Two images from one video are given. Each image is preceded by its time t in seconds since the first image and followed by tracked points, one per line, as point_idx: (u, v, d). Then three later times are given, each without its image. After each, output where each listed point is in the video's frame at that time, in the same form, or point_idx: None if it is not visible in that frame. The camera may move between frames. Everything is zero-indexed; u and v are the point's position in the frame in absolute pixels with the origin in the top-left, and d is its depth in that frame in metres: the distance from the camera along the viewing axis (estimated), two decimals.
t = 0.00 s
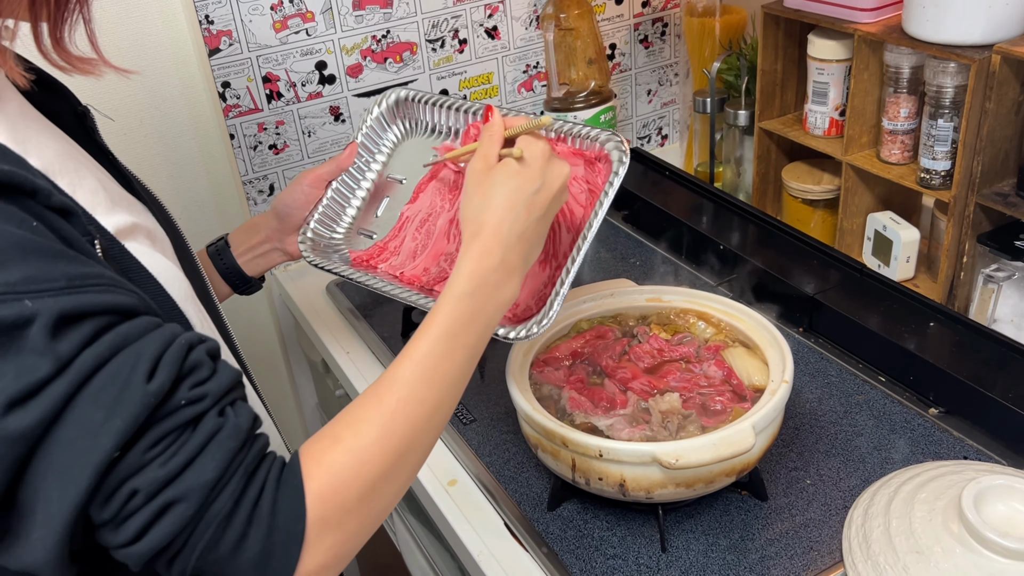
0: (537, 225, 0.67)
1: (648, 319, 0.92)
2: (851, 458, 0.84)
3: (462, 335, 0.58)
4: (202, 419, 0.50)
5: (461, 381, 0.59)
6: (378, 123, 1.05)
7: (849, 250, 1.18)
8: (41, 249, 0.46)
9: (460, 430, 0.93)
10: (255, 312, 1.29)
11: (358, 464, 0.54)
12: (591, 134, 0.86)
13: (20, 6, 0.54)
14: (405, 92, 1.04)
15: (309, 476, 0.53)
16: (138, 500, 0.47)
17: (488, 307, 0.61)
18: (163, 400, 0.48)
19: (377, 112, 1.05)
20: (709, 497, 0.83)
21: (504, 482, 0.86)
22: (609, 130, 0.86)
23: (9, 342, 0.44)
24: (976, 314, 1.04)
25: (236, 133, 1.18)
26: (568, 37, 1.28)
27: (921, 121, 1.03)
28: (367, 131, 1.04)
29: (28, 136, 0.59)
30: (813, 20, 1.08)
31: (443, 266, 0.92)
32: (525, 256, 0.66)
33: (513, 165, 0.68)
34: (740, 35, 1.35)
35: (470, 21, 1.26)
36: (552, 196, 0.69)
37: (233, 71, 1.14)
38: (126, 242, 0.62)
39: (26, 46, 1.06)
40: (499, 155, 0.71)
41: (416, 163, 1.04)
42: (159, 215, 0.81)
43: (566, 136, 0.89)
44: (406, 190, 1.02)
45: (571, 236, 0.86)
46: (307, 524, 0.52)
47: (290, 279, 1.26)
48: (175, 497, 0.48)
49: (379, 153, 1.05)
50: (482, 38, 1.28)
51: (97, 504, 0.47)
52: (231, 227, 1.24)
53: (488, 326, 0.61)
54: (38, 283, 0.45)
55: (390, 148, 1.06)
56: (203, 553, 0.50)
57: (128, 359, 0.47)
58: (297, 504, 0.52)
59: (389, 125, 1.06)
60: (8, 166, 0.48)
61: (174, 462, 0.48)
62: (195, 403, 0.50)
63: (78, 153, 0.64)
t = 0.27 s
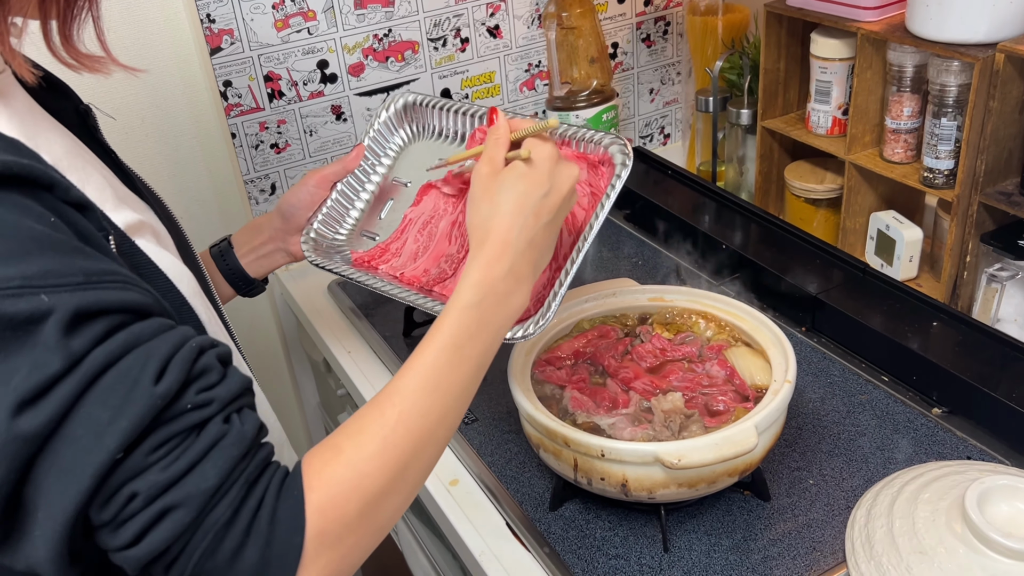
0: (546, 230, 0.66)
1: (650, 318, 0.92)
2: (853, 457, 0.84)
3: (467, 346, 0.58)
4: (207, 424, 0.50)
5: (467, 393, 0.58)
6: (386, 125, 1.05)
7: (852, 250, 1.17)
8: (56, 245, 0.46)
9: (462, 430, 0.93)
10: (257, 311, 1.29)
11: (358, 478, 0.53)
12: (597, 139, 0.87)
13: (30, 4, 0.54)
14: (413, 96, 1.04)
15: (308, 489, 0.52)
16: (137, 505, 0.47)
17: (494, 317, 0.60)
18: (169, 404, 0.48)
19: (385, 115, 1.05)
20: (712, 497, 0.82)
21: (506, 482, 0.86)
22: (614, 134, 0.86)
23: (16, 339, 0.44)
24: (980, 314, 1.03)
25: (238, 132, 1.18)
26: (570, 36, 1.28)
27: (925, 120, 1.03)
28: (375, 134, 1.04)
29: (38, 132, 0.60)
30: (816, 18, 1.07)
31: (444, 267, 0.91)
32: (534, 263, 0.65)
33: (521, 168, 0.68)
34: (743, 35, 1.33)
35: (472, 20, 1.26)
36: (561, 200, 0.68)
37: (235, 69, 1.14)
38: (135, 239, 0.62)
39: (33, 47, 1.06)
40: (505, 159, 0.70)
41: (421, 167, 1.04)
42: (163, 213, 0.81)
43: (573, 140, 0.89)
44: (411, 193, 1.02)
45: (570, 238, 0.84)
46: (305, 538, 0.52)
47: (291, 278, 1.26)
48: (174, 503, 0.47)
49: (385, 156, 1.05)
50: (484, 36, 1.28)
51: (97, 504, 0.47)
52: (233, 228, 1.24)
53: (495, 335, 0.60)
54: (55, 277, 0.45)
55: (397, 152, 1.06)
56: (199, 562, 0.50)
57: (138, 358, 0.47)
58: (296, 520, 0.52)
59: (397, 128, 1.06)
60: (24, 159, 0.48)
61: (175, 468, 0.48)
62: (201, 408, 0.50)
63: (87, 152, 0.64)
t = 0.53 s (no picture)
0: (554, 238, 0.66)
1: (650, 319, 0.92)
2: (854, 458, 0.84)
3: (468, 355, 0.57)
4: (196, 431, 0.50)
5: (467, 403, 0.57)
6: (396, 130, 1.07)
7: (853, 250, 1.17)
8: (49, 249, 0.46)
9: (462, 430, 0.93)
10: (258, 311, 1.29)
11: (351, 486, 0.53)
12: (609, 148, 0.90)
13: (30, 7, 0.54)
14: (424, 103, 1.07)
15: (301, 497, 0.52)
16: (124, 512, 0.47)
17: (498, 326, 0.59)
18: (156, 410, 0.48)
19: (395, 121, 1.07)
20: (712, 498, 0.82)
21: (506, 482, 0.86)
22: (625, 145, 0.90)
23: (13, 340, 0.44)
24: (981, 314, 1.03)
25: (238, 132, 1.18)
26: (570, 35, 1.27)
27: (925, 120, 1.03)
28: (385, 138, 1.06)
29: (38, 134, 0.60)
30: (816, 18, 1.07)
31: (452, 268, 0.90)
32: (541, 271, 0.65)
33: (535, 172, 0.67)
34: (743, 34, 1.33)
35: (472, 20, 1.26)
36: (570, 208, 0.68)
37: (235, 70, 1.14)
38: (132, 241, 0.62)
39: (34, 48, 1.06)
40: (518, 161, 0.70)
41: (428, 171, 1.05)
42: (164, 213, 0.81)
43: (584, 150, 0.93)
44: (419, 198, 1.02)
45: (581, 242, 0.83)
46: (297, 547, 0.51)
47: (292, 278, 1.26)
48: (161, 511, 0.47)
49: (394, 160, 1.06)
50: (484, 37, 1.28)
51: (89, 508, 0.46)
52: (234, 229, 1.24)
53: (497, 345, 0.60)
54: (44, 282, 0.45)
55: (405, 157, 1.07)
56: (188, 569, 0.49)
57: (125, 364, 0.47)
58: (285, 530, 0.51)
59: (407, 134, 1.07)
60: (20, 164, 0.48)
61: (163, 476, 0.47)
62: (190, 415, 0.49)
63: (87, 152, 0.64)
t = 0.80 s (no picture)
0: (592, 211, 0.67)
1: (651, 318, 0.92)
2: (853, 457, 0.84)
3: (519, 311, 0.58)
4: (236, 387, 0.50)
5: (517, 359, 0.58)
6: (397, 131, 1.07)
7: (854, 249, 1.17)
8: (66, 233, 0.47)
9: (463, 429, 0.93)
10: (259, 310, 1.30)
11: (411, 433, 0.53)
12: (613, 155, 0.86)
13: (25, 8, 0.54)
14: (427, 104, 1.07)
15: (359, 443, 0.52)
16: (179, 471, 0.47)
17: (545, 287, 0.60)
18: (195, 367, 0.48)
19: (397, 122, 1.07)
20: (713, 496, 0.82)
21: (507, 481, 0.86)
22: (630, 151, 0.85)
23: (20, 337, 0.44)
24: (981, 314, 1.03)
25: (240, 132, 1.18)
26: (572, 35, 1.27)
27: (926, 120, 1.03)
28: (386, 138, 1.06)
29: (42, 131, 0.60)
30: (817, 18, 1.07)
31: (454, 271, 0.91)
32: (581, 241, 0.66)
33: (575, 148, 0.68)
34: (744, 34, 1.33)
35: (473, 20, 1.26)
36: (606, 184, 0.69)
37: (237, 70, 1.14)
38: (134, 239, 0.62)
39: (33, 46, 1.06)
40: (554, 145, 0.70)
41: (430, 174, 1.05)
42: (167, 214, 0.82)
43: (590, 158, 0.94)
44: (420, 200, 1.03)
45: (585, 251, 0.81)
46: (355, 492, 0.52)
47: (293, 278, 1.26)
48: (217, 462, 0.47)
49: (395, 162, 1.06)
50: (485, 36, 1.28)
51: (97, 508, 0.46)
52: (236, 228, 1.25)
53: (543, 306, 0.60)
54: (64, 263, 0.45)
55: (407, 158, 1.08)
56: (249, 526, 0.49)
57: (156, 329, 0.47)
58: (344, 472, 0.51)
59: (408, 136, 1.08)
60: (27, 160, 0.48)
61: (213, 429, 0.48)
62: (227, 372, 0.50)
63: (88, 150, 0.65)
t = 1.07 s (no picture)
0: (588, 242, 0.67)
1: (652, 318, 0.92)
2: (855, 457, 0.84)
3: (514, 334, 0.58)
4: (233, 397, 0.50)
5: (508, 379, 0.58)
6: (400, 144, 1.06)
7: (856, 249, 1.17)
8: (68, 236, 0.47)
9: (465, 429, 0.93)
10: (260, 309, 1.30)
11: (406, 451, 0.53)
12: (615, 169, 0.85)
13: (21, 7, 0.53)
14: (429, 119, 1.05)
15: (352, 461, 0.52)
16: (168, 482, 0.46)
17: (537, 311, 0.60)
18: (191, 377, 0.48)
19: (400, 134, 1.06)
20: (715, 497, 0.82)
21: (509, 481, 0.86)
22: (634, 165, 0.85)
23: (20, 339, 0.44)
24: (983, 313, 1.03)
25: (241, 132, 1.18)
26: (572, 35, 1.28)
27: (927, 119, 1.03)
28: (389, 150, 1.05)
29: (42, 130, 0.60)
30: (818, 18, 1.07)
31: (458, 280, 0.92)
32: (572, 268, 0.66)
33: (589, 175, 0.68)
34: (745, 33, 1.32)
35: (474, 20, 1.26)
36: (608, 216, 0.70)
37: (238, 70, 1.14)
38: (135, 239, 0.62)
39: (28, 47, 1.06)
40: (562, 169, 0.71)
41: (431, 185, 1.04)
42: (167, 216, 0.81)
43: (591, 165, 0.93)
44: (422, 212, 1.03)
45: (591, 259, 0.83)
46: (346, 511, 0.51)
47: (294, 278, 1.26)
48: (208, 475, 0.47)
49: (397, 175, 1.06)
50: (486, 36, 1.28)
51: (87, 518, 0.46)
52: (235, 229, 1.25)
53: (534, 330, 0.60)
54: (65, 266, 0.45)
55: (410, 171, 1.07)
56: (236, 541, 0.49)
57: (153, 336, 0.47)
58: (337, 489, 0.51)
59: (411, 149, 1.06)
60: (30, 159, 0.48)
61: (205, 441, 0.47)
62: (224, 382, 0.49)
63: (88, 152, 0.64)
